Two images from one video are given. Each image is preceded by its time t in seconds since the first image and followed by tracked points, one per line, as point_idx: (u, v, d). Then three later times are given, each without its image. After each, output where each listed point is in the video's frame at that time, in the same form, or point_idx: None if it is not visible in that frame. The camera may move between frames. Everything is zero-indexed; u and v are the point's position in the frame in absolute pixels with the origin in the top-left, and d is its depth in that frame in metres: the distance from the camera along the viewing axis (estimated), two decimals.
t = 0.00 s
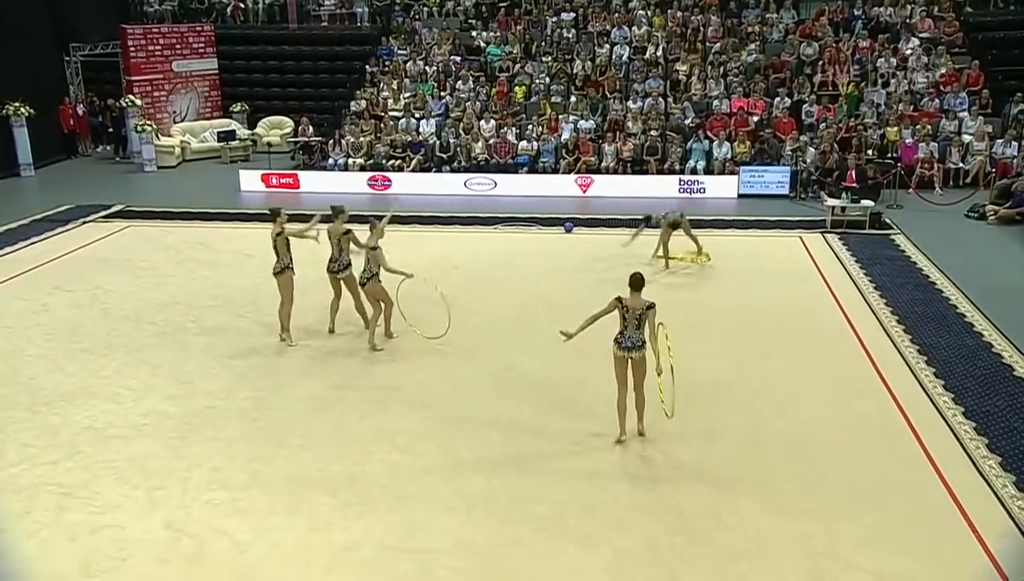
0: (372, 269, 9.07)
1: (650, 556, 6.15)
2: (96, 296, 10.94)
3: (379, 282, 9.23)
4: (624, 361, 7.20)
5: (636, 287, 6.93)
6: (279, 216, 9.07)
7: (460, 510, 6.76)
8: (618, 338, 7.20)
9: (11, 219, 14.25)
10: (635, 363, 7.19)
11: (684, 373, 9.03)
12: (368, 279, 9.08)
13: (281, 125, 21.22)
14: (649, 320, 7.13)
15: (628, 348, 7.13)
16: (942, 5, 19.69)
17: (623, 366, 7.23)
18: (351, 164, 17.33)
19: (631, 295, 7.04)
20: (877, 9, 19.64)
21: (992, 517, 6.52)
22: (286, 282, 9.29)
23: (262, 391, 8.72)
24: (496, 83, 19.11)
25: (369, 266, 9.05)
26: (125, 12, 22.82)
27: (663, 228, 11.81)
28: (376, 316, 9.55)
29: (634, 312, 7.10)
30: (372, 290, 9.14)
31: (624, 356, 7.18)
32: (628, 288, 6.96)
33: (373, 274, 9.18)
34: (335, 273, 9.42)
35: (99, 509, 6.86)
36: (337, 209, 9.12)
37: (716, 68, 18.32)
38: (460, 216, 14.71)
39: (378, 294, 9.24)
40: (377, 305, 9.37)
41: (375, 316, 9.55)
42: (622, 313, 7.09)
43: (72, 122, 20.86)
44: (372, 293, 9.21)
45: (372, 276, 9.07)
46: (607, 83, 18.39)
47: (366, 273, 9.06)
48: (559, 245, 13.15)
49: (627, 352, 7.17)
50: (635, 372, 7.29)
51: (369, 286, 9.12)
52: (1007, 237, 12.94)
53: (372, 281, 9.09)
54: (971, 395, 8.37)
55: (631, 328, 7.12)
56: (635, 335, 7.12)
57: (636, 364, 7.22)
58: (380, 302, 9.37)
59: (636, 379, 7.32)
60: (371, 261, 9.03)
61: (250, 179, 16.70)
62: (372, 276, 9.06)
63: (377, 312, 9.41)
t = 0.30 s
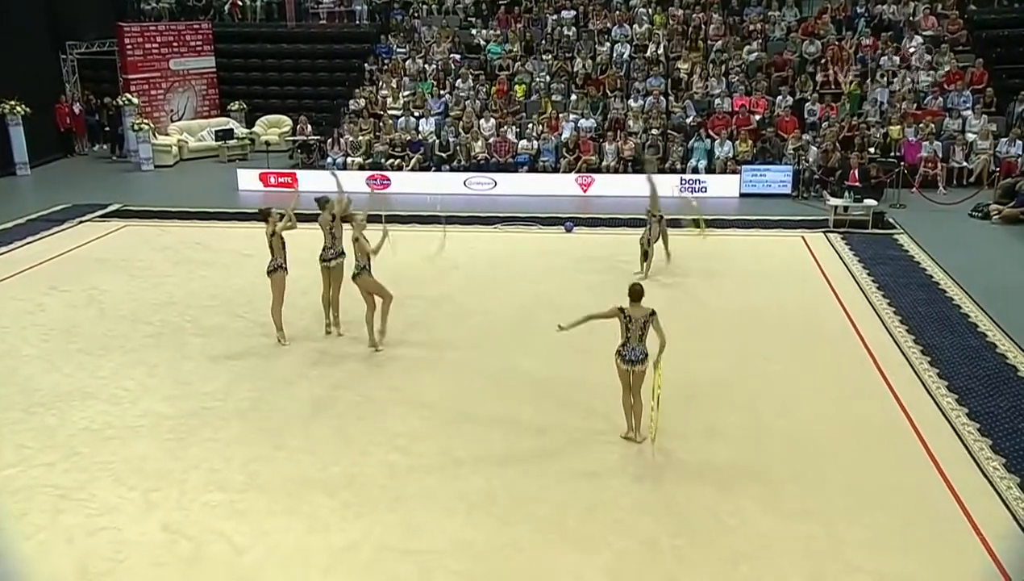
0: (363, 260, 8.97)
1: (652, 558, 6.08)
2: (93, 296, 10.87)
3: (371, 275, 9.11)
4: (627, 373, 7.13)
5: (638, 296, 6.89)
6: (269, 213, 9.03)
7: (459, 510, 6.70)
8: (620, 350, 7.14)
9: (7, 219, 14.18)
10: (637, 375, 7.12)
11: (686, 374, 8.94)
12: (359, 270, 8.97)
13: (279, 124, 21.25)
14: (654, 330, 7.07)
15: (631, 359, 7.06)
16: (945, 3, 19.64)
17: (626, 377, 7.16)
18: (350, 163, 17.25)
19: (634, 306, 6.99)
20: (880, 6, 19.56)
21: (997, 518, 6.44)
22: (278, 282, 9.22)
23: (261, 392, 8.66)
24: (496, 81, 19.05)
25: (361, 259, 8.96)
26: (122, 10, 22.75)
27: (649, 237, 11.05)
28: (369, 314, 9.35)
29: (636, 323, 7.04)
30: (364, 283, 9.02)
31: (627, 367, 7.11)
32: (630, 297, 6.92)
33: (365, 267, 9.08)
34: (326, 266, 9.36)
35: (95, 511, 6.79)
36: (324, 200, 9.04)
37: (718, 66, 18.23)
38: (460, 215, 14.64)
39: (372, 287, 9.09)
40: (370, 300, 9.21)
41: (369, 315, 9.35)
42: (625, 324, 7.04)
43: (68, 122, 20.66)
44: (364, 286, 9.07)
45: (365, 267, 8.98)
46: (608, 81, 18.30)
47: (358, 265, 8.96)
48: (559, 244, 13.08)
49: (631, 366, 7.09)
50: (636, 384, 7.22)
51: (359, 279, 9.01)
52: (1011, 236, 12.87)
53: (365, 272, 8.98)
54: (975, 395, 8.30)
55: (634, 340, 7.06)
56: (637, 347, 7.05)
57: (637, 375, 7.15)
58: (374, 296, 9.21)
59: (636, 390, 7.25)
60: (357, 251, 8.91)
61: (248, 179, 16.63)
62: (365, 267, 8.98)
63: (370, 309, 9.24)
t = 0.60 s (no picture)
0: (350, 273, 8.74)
1: (653, 559, 6.04)
2: (92, 296, 10.84)
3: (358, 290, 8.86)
4: (629, 359, 7.09)
5: (636, 284, 6.82)
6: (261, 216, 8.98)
7: (459, 511, 6.66)
8: (618, 337, 7.08)
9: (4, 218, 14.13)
10: (637, 360, 7.10)
11: (686, 375, 8.89)
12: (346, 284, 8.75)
13: (278, 123, 21.27)
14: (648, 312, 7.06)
15: (632, 345, 7.02)
16: (947, 2, 19.60)
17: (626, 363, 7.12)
18: (349, 163, 17.21)
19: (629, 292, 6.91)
20: (881, 5, 19.53)
21: (1000, 520, 6.39)
22: (273, 284, 9.17)
23: (259, 392, 8.62)
24: (496, 80, 19.01)
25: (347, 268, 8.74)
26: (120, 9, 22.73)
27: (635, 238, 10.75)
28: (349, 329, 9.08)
29: (633, 308, 6.98)
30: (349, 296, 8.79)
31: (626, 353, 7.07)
32: (628, 285, 6.84)
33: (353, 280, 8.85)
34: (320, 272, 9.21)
35: (93, 512, 6.76)
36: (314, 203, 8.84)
37: (719, 65, 18.18)
38: (460, 215, 14.60)
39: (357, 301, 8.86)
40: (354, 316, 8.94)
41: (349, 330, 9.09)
42: (622, 311, 6.97)
43: (66, 120, 20.69)
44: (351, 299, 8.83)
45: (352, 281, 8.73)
46: (608, 80, 18.23)
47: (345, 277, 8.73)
48: (559, 244, 13.04)
49: (633, 351, 7.06)
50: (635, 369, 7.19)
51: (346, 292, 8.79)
52: (1013, 236, 12.82)
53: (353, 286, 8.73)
54: (977, 396, 8.25)
55: (632, 326, 7.02)
56: (637, 333, 7.02)
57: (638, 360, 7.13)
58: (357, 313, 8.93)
59: (636, 375, 7.22)
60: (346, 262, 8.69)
61: (247, 179, 16.59)
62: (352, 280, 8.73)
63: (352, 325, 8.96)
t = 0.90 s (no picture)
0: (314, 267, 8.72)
1: (654, 559, 6.01)
2: (91, 297, 10.82)
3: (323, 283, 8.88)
4: (629, 364, 7.03)
5: (631, 286, 6.84)
6: (252, 217, 8.92)
7: (458, 512, 6.63)
8: (615, 342, 7.01)
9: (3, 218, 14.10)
10: (636, 364, 7.04)
11: (687, 375, 8.86)
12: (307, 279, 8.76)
13: (277, 122, 21.27)
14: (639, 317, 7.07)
15: (631, 348, 6.97)
16: (948, 2, 19.56)
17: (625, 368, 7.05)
18: (349, 163, 17.20)
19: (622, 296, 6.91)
20: (883, 4, 19.50)
21: (1002, 521, 6.35)
22: (267, 288, 9.18)
23: (258, 393, 8.59)
24: (496, 80, 18.99)
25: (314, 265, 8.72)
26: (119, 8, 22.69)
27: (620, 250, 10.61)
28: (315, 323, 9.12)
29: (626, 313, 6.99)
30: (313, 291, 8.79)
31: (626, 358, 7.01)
32: (623, 289, 6.84)
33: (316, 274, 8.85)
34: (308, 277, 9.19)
35: (93, 513, 6.73)
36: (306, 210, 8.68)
37: (720, 65, 18.15)
38: (460, 215, 14.57)
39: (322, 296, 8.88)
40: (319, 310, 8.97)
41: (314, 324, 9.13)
42: (615, 316, 6.96)
43: (65, 120, 20.77)
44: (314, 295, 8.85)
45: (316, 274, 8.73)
46: (609, 80, 18.16)
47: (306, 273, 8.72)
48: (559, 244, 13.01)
49: (631, 356, 7.00)
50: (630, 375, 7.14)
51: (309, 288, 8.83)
52: (1015, 236, 12.79)
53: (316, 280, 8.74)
54: (978, 397, 8.23)
55: (628, 330, 6.99)
56: (634, 336, 6.99)
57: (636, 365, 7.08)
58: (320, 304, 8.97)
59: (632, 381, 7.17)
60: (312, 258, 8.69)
61: (246, 179, 16.59)
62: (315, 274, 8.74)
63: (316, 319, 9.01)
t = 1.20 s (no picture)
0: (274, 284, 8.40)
1: (656, 562, 5.97)
2: (91, 297, 10.80)
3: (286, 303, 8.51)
4: (613, 359, 7.05)
5: (624, 284, 6.73)
6: (244, 222, 8.51)
7: (459, 514, 6.59)
8: (606, 336, 7.05)
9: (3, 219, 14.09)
10: (625, 361, 7.04)
11: (689, 376, 8.82)
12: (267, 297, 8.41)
13: (278, 122, 21.27)
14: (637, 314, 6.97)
15: (617, 346, 6.98)
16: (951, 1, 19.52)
17: (612, 364, 7.08)
18: (350, 163, 17.21)
19: (616, 292, 6.84)
20: (886, 4, 19.46)
21: (1005, 523, 6.30)
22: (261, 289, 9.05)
23: (259, 394, 8.56)
24: (497, 80, 18.97)
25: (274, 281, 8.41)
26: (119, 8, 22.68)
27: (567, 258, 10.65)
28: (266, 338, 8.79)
29: (621, 310, 6.90)
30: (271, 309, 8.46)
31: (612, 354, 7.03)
32: (615, 286, 6.76)
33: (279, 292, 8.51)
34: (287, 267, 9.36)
35: (92, 515, 6.70)
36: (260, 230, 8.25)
37: (722, 65, 18.12)
38: (462, 216, 14.54)
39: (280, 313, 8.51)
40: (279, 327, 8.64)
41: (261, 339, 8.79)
42: (609, 311, 6.90)
43: (65, 120, 20.78)
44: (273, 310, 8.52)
45: (275, 294, 8.37)
46: (610, 80, 18.12)
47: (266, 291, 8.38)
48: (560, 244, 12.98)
49: (616, 352, 7.01)
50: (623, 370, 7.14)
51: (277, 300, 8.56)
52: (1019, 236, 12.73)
53: (273, 300, 8.38)
54: (982, 398, 8.18)
55: (619, 327, 6.96)
56: (624, 334, 6.96)
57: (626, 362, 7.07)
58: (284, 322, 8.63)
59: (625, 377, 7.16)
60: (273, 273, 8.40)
61: (247, 179, 16.57)
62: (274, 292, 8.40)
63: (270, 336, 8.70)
